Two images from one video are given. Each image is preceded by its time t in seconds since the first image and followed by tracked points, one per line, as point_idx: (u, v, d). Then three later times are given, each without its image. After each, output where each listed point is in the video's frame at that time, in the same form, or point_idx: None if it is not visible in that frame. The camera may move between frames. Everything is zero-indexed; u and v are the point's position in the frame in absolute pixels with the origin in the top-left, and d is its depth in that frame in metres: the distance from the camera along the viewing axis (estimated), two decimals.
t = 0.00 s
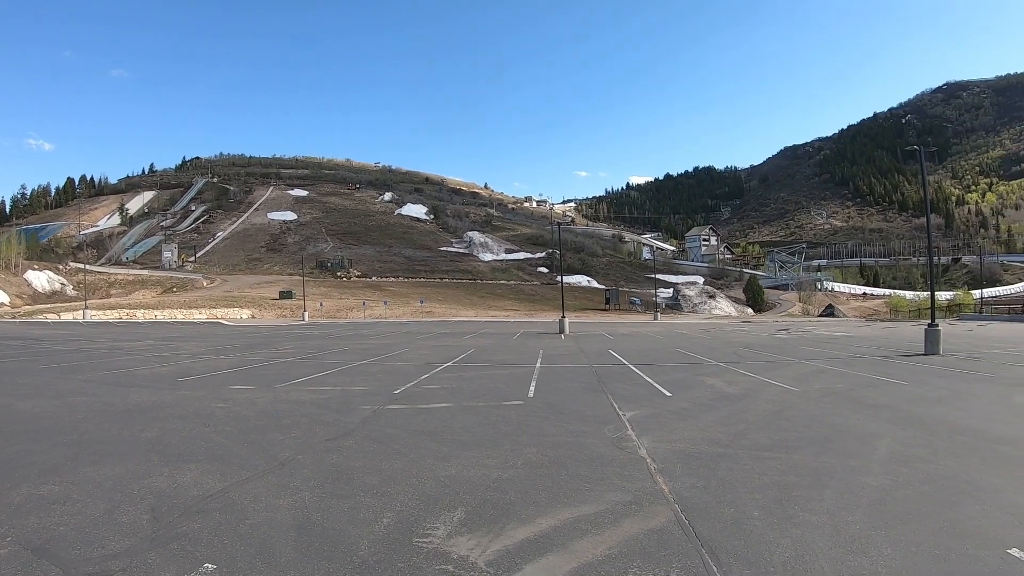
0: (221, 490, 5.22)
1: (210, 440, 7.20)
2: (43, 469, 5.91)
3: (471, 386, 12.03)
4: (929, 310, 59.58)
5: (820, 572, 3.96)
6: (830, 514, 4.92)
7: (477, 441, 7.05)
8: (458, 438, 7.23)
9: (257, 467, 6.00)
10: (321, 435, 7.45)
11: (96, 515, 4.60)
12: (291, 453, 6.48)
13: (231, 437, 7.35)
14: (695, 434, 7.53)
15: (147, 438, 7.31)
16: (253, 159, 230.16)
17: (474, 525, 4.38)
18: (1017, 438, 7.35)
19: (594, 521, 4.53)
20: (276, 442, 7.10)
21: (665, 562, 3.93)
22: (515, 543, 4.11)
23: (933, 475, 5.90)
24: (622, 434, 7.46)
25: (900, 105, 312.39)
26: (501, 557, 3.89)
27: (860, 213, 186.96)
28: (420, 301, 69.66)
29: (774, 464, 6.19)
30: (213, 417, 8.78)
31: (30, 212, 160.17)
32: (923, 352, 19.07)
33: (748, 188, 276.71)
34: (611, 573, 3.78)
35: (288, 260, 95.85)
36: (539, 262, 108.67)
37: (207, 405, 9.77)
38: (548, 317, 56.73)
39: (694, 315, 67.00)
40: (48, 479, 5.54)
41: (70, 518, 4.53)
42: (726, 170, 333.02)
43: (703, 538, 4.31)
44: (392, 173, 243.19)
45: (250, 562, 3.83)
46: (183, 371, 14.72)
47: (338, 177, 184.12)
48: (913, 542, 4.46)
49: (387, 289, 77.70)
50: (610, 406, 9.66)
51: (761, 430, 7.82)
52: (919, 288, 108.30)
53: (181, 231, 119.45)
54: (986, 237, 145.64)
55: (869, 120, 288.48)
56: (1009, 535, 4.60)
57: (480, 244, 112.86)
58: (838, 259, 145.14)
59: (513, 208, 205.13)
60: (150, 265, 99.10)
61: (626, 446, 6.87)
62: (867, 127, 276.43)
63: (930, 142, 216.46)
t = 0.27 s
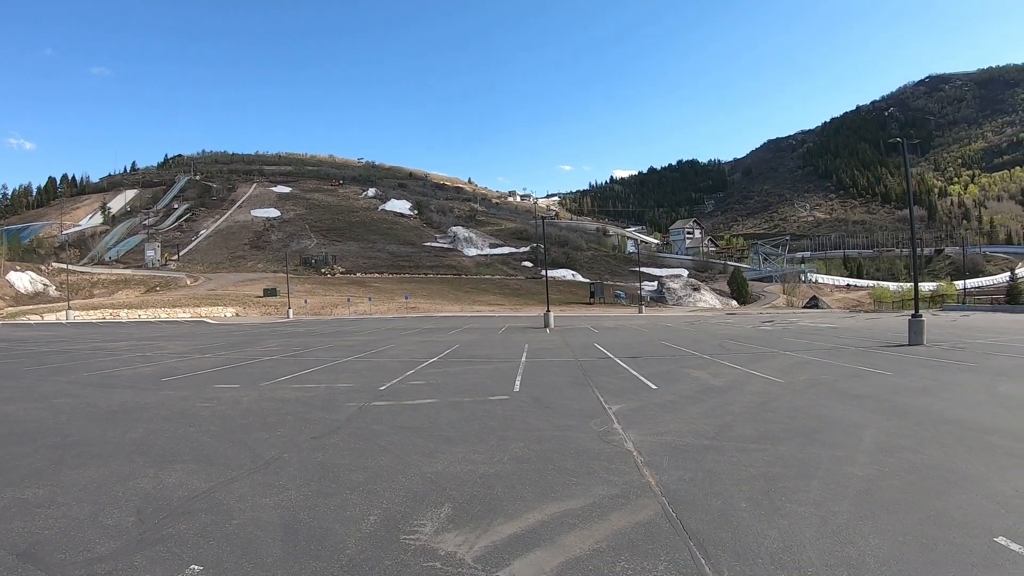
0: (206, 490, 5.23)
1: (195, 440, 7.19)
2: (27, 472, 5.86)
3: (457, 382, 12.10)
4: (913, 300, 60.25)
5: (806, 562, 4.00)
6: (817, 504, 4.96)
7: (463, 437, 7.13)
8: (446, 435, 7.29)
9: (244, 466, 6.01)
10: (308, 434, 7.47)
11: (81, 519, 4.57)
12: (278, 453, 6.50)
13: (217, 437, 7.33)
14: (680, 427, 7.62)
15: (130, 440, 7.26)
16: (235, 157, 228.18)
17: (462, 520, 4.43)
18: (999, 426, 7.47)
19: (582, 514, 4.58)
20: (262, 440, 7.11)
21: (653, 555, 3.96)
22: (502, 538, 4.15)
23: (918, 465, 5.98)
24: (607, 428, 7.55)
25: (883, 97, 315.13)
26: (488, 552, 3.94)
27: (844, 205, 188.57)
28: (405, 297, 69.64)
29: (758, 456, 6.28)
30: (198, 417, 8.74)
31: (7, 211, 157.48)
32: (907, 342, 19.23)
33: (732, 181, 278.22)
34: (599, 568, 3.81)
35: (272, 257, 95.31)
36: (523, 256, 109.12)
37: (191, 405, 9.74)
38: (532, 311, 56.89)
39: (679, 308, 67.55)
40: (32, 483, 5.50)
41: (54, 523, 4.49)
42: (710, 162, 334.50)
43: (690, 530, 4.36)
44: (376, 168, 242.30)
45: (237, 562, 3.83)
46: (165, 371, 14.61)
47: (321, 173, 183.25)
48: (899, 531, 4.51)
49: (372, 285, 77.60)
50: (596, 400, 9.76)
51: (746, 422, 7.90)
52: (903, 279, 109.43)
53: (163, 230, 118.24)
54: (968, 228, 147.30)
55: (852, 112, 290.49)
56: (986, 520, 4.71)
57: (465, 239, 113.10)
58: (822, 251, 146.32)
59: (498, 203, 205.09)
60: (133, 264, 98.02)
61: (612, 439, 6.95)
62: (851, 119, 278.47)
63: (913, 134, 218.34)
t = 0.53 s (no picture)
0: (197, 488, 5.25)
1: (186, 437, 7.18)
2: (16, 473, 5.84)
3: (447, 375, 12.16)
4: (901, 290, 60.59)
5: (797, 553, 4.03)
6: (807, 495, 5.00)
7: (455, 431, 7.19)
8: (436, 428, 7.36)
9: (235, 463, 6.03)
10: (298, 430, 7.49)
11: (72, 517, 4.56)
12: (268, 449, 6.52)
13: (207, 434, 7.33)
14: (670, 419, 7.70)
15: (119, 438, 7.25)
16: (222, 151, 226.76)
17: (453, 514, 4.47)
18: (986, 415, 7.56)
19: (573, 506, 4.63)
20: (253, 437, 7.15)
21: (645, 546, 3.99)
22: (494, 531, 4.19)
23: (908, 454, 6.03)
24: (597, 421, 7.65)
25: (871, 88, 316.71)
26: (479, 546, 3.96)
27: (832, 197, 189.71)
28: (394, 290, 69.64)
29: (749, 446, 6.34)
30: (187, 414, 8.75)
31: None
32: (897, 333, 19.31)
33: (720, 173, 279.43)
34: (591, 559, 3.83)
35: (261, 252, 94.92)
36: (512, 249, 109.50)
37: (181, 401, 9.74)
38: (521, 304, 57.00)
39: (667, 300, 67.89)
40: (20, 483, 5.47)
41: (45, 523, 4.48)
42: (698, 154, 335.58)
43: (679, 521, 4.42)
44: (364, 162, 241.65)
45: (228, 559, 3.83)
46: (154, 368, 14.58)
47: (309, 167, 182.59)
48: (891, 522, 4.52)
49: (361, 279, 77.49)
50: (586, 392, 9.84)
51: (736, 414, 8.00)
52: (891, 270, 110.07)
53: (150, 225, 117.43)
54: (956, 220, 148.30)
55: (840, 104, 292.08)
56: (969, 507, 4.80)
57: (453, 232, 113.38)
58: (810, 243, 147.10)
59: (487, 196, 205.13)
60: (119, 260, 97.27)
61: (602, 432, 7.05)
62: (838, 111, 279.89)
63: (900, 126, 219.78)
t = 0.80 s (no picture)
0: (189, 486, 5.26)
1: (176, 436, 7.17)
2: (7, 474, 5.81)
3: (438, 369, 12.20)
4: (889, 282, 60.93)
5: (788, 542, 4.07)
6: (797, 485, 5.05)
7: (445, 426, 7.24)
8: (426, 424, 7.41)
9: (227, 460, 6.04)
10: (290, 426, 7.51)
11: (62, 518, 4.55)
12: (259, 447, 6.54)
13: (197, 433, 7.33)
14: (661, 411, 7.76)
15: (108, 437, 7.22)
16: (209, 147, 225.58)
17: (446, 510, 4.51)
18: (973, 405, 7.65)
19: (565, 500, 4.68)
20: (244, 434, 7.16)
21: (637, 538, 4.02)
22: (486, 526, 4.22)
23: (897, 444, 6.09)
24: (587, 413, 7.72)
25: (859, 81, 318.20)
26: (472, 541, 3.98)
27: (820, 189, 191.13)
28: (383, 284, 69.64)
29: (738, 438, 6.41)
30: (177, 411, 8.75)
31: None
32: (886, 325, 19.41)
33: (709, 165, 280.72)
34: (584, 551, 3.85)
35: (249, 248, 94.62)
36: (500, 242, 109.87)
37: (171, 399, 9.72)
38: (511, 297, 57.09)
39: (656, 292, 68.16)
40: (10, 485, 5.45)
41: (35, 524, 4.46)
42: (687, 147, 336.89)
43: (671, 513, 4.46)
44: (352, 156, 241.24)
45: (220, 557, 3.84)
46: (143, 366, 14.52)
47: (297, 162, 182.12)
48: (881, 512, 4.56)
49: (349, 274, 77.42)
50: (576, 385, 9.92)
51: (726, 405, 8.08)
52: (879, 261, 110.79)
53: (137, 222, 116.68)
54: (943, 211, 149.40)
55: (828, 97, 293.78)
56: (954, 495, 4.88)
57: (441, 226, 113.50)
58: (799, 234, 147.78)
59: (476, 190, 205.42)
60: (106, 258, 96.67)
61: (593, 425, 7.12)
62: (826, 103, 281.40)
63: (887, 118, 221.15)
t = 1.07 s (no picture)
0: (180, 485, 5.27)
1: (165, 435, 7.17)
2: None
3: (427, 365, 12.21)
4: (877, 274, 61.34)
5: (780, 535, 4.08)
6: (790, 477, 5.06)
7: (435, 422, 7.23)
8: (415, 420, 7.39)
9: (218, 459, 6.04)
10: (279, 423, 7.52)
11: (51, 520, 4.53)
12: (250, 444, 6.55)
13: (186, 431, 7.31)
14: (651, 404, 7.80)
15: (96, 438, 7.20)
16: (197, 145, 224.29)
17: (438, 505, 4.52)
18: (962, 396, 7.71)
19: (559, 495, 4.69)
20: (235, 432, 7.16)
21: (631, 532, 4.02)
22: (481, 522, 4.21)
23: (886, 436, 6.13)
24: (578, 407, 7.77)
25: (846, 75, 319.62)
26: (464, 537, 3.99)
27: (808, 183, 192.60)
28: (372, 281, 69.55)
29: (728, 431, 6.44)
30: (167, 411, 8.72)
31: None
32: (874, 317, 19.55)
33: (697, 159, 281.66)
34: (576, 546, 3.85)
35: (237, 245, 94.18)
36: (489, 238, 110.02)
37: (160, 398, 9.67)
38: (500, 292, 57.15)
39: (645, 286, 68.35)
40: None
41: (27, 526, 4.44)
42: (676, 141, 337.89)
43: (663, 505, 4.48)
44: (341, 153, 240.76)
45: (210, 557, 3.82)
46: (134, 365, 14.47)
47: (284, 159, 181.49)
48: (874, 504, 4.58)
49: (338, 271, 77.25)
50: (567, 379, 9.97)
51: (715, 398, 8.13)
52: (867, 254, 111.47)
53: (124, 221, 115.93)
54: (931, 204, 150.52)
55: (816, 90, 295.32)
56: (949, 486, 4.87)
57: (429, 221, 113.36)
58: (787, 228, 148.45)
59: (465, 185, 205.34)
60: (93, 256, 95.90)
61: (585, 419, 7.13)
62: (814, 97, 282.72)
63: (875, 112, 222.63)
